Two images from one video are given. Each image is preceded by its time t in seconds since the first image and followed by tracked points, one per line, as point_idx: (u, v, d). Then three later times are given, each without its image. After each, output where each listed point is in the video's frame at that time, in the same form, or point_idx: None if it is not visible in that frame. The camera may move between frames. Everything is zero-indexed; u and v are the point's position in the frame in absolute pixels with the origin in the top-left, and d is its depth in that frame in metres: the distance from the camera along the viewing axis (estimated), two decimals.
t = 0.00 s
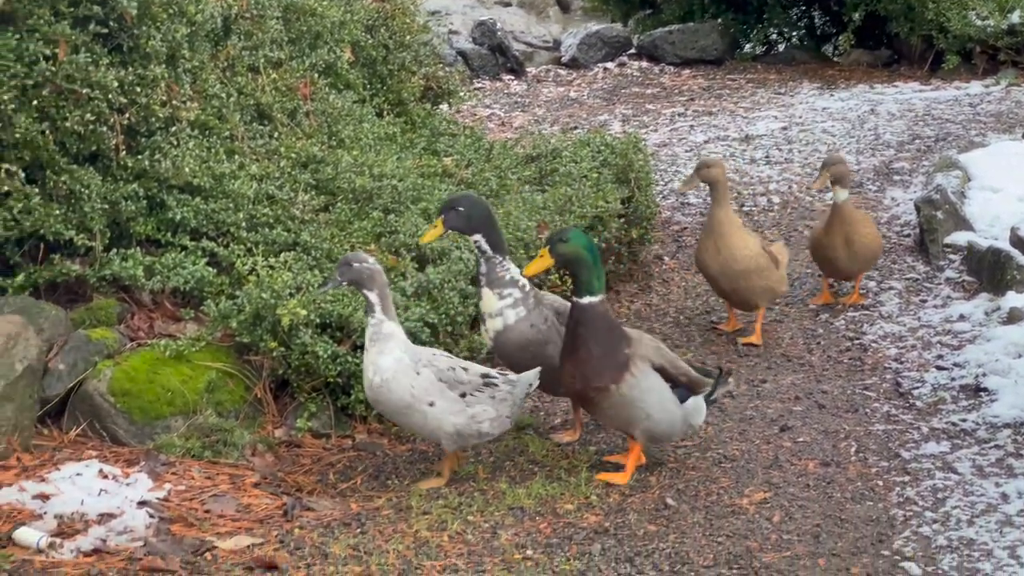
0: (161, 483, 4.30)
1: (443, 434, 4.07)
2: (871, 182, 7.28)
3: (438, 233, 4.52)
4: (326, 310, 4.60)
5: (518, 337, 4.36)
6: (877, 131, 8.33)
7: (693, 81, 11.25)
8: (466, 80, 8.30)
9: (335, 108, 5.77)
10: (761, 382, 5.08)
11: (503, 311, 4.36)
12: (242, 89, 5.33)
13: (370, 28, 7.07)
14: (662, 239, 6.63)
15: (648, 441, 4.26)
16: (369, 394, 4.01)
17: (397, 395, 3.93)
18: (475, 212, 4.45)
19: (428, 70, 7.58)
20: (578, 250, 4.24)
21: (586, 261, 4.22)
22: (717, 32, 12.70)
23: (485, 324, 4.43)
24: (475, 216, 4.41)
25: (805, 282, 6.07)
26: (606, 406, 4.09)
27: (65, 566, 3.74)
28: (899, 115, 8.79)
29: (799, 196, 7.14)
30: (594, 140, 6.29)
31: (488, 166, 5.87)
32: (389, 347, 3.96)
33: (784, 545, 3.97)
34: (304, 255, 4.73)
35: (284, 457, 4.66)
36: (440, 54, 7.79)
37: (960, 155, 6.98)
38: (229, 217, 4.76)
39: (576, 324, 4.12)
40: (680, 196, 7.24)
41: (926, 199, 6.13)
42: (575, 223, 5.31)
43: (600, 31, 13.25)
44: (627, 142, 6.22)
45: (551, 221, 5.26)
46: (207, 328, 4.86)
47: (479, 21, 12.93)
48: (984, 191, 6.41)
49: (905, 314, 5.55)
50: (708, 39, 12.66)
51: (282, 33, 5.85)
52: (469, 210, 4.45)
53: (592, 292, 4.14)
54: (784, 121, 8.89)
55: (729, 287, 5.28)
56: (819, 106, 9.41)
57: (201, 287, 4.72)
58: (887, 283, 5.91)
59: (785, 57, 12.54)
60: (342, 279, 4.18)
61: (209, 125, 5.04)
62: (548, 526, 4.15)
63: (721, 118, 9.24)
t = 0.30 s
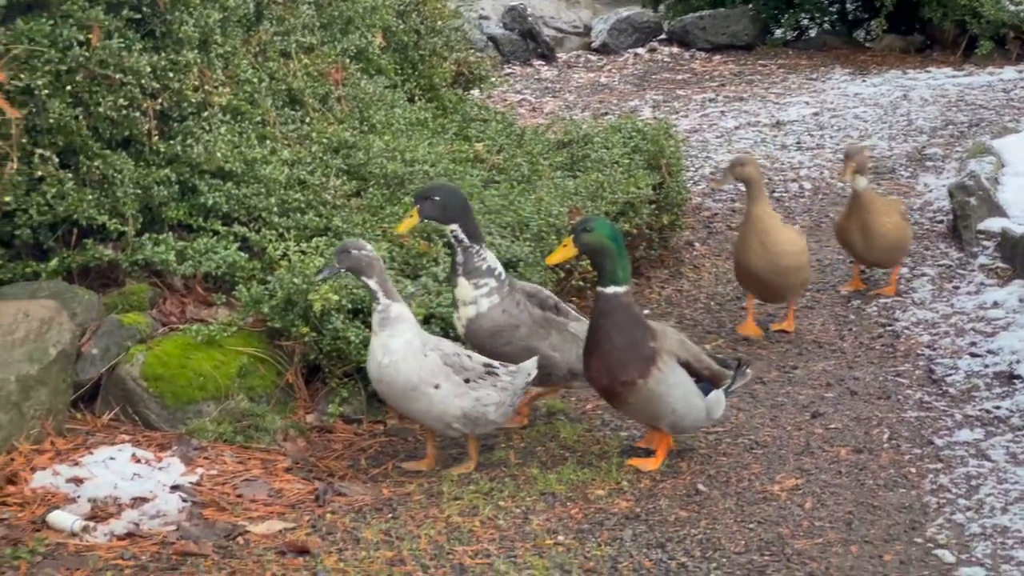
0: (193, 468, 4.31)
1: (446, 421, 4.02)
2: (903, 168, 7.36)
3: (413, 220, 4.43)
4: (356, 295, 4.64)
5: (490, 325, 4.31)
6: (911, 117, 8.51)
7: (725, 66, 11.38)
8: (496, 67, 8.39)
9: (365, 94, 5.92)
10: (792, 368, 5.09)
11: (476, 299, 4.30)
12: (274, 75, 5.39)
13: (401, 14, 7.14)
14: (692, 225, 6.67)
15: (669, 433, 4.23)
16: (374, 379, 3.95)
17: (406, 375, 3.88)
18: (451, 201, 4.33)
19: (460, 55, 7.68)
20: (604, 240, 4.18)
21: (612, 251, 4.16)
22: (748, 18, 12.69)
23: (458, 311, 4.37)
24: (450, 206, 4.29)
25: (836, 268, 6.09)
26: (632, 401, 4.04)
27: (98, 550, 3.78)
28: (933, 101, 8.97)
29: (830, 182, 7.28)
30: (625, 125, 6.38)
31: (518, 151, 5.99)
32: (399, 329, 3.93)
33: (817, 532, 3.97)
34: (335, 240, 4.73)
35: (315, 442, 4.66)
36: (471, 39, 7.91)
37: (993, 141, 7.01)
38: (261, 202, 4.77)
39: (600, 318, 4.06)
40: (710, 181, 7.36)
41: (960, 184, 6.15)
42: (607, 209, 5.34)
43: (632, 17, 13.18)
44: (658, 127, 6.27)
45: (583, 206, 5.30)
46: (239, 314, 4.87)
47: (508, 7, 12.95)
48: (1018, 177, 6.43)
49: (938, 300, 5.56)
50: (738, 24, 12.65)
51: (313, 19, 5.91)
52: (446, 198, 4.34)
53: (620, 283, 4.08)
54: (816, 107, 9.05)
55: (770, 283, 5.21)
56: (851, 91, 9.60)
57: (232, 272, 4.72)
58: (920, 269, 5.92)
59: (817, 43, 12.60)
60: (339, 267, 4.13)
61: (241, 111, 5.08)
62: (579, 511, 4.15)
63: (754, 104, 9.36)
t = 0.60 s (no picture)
0: (218, 454, 4.30)
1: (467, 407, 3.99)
2: (932, 154, 7.40)
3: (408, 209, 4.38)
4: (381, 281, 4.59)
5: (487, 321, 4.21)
6: (939, 104, 8.50)
7: (751, 53, 11.41)
8: (521, 53, 8.41)
9: (391, 80, 5.96)
10: (819, 354, 5.09)
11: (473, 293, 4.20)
12: (300, 60, 5.47)
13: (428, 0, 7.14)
14: (719, 211, 6.70)
15: (684, 422, 4.17)
16: (394, 364, 3.92)
17: (429, 361, 3.85)
18: (447, 191, 4.29)
19: (486, 41, 7.70)
20: (630, 226, 4.13)
21: (636, 239, 4.10)
22: (774, 4, 12.68)
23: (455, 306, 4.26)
24: (445, 194, 4.26)
25: (863, 254, 6.11)
26: (652, 385, 3.98)
27: (125, 534, 3.78)
28: (961, 86, 8.97)
29: (858, 168, 7.28)
30: (652, 111, 6.39)
31: (544, 138, 6.03)
32: (420, 315, 3.89)
33: (843, 519, 3.95)
34: (361, 225, 4.73)
35: (341, 427, 4.67)
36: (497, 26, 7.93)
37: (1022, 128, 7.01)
38: (287, 187, 4.79)
39: (614, 303, 4.00)
40: (736, 167, 7.41)
41: (988, 170, 6.16)
42: (633, 194, 5.38)
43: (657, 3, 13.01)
44: (684, 113, 6.29)
45: (609, 192, 5.33)
46: (265, 299, 4.87)
47: None
48: None
49: (965, 287, 5.58)
50: (765, 10, 12.65)
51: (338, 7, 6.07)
52: (442, 188, 4.29)
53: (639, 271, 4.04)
54: (843, 93, 9.07)
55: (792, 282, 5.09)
56: (879, 76, 9.60)
57: (258, 258, 4.72)
58: (948, 256, 5.95)
59: (844, 28, 12.58)
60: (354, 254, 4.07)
61: (267, 96, 5.12)
62: (605, 497, 4.13)
63: (780, 90, 9.37)
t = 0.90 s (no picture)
0: (238, 439, 4.30)
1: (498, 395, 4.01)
2: (952, 141, 7.41)
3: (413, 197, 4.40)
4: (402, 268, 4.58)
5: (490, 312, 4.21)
6: (959, 90, 8.48)
7: (771, 40, 11.41)
8: (542, 39, 8.43)
9: (411, 66, 5.95)
10: (839, 341, 5.11)
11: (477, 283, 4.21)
12: (319, 47, 5.47)
13: None
14: (739, 197, 6.73)
15: (682, 404, 4.12)
16: (426, 358, 3.91)
17: (466, 354, 3.86)
18: (453, 179, 4.32)
19: (507, 27, 7.72)
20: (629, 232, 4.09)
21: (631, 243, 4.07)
22: None
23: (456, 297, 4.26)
24: (452, 182, 4.29)
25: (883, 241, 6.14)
26: (642, 370, 3.94)
27: (144, 520, 3.76)
28: (983, 73, 8.95)
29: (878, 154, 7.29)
30: (671, 97, 6.40)
31: (564, 124, 6.06)
32: (450, 308, 3.88)
33: (863, 506, 3.94)
34: (381, 212, 4.74)
35: (360, 413, 4.67)
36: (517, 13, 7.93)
37: None
38: (306, 173, 4.79)
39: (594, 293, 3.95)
40: (756, 153, 7.44)
41: (1009, 157, 6.16)
42: (653, 180, 5.40)
43: None
44: (704, 100, 6.30)
45: (629, 177, 5.34)
46: (284, 285, 4.86)
47: None
48: None
49: (986, 274, 5.61)
50: None
51: None
52: (447, 175, 4.33)
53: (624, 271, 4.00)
54: (863, 79, 9.06)
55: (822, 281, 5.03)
56: (900, 62, 9.59)
57: (278, 244, 4.73)
58: (968, 243, 5.97)
59: (865, 14, 12.56)
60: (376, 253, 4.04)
61: (287, 82, 5.12)
62: (624, 483, 4.11)
63: (799, 77, 9.37)
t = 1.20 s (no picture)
0: (253, 425, 4.31)
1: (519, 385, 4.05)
2: (967, 128, 7.42)
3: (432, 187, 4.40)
4: (417, 254, 4.55)
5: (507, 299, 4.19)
6: (974, 77, 8.49)
7: (786, 27, 11.39)
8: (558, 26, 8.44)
9: (426, 53, 5.97)
10: (853, 328, 5.14)
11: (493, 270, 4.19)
12: (334, 33, 5.53)
13: None
14: (753, 184, 6.76)
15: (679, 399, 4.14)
16: (453, 355, 3.89)
17: (494, 351, 3.86)
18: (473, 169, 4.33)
19: (522, 14, 7.73)
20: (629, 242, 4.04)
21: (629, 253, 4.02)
22: None
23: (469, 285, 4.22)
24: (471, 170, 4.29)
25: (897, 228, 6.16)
26: (646, 374, 3.92)
27: (160, 505, 3.76)
28: (997, 60, 8.94)
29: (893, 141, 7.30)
30: (686, 84, 6.43)
31: (580, 111, 6.09)
32: (477, 306, 3.86)
33: (877, 492, 3.95)
34: (396, 198, 4.78)
35: (375, 400, 4.69)
36: None
37: None
38: (321, 160, 4.81)
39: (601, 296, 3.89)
40: (770, 141, 7.46)
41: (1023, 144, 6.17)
42: (668, 167, 5.42)
43: None
44: (719, 87, 6.31)
45: (644, 165, 5.35)
46: (298, 272, 4.84)
47: None
48: None
49: (1000, 261, 5.63)
50: None
51: None
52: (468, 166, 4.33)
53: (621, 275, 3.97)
54: (878, 67, 9.06)
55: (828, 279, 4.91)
56: (915, 50, 9.58)
57: (293, 230, 4.73)
58: (982, 230, 5.99)
59: (880, 2, 12.53)
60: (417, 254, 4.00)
61: (302, 69, 5.18)
62: (638, 470, 4.12)
63: (814, 64, 9.37)
